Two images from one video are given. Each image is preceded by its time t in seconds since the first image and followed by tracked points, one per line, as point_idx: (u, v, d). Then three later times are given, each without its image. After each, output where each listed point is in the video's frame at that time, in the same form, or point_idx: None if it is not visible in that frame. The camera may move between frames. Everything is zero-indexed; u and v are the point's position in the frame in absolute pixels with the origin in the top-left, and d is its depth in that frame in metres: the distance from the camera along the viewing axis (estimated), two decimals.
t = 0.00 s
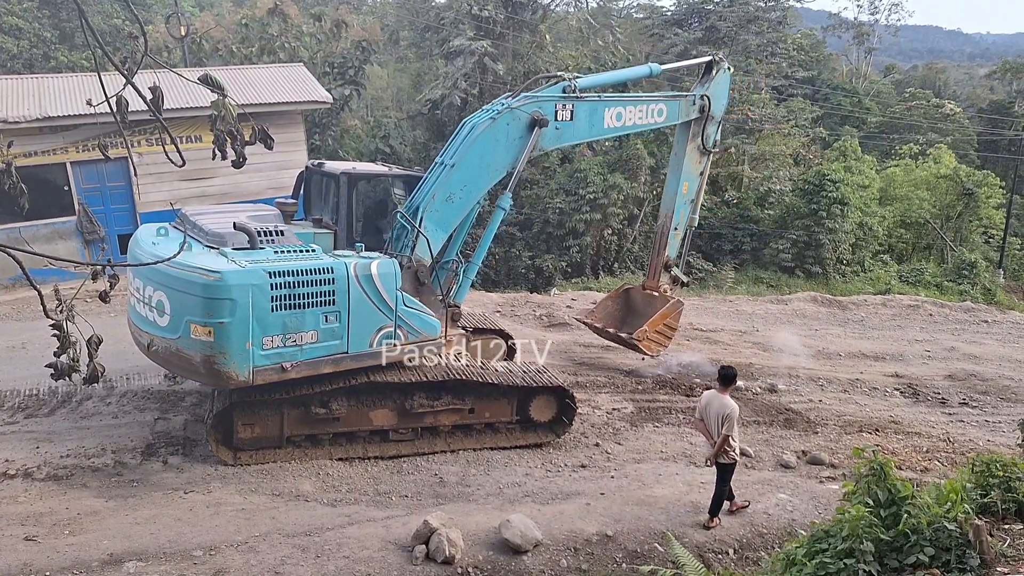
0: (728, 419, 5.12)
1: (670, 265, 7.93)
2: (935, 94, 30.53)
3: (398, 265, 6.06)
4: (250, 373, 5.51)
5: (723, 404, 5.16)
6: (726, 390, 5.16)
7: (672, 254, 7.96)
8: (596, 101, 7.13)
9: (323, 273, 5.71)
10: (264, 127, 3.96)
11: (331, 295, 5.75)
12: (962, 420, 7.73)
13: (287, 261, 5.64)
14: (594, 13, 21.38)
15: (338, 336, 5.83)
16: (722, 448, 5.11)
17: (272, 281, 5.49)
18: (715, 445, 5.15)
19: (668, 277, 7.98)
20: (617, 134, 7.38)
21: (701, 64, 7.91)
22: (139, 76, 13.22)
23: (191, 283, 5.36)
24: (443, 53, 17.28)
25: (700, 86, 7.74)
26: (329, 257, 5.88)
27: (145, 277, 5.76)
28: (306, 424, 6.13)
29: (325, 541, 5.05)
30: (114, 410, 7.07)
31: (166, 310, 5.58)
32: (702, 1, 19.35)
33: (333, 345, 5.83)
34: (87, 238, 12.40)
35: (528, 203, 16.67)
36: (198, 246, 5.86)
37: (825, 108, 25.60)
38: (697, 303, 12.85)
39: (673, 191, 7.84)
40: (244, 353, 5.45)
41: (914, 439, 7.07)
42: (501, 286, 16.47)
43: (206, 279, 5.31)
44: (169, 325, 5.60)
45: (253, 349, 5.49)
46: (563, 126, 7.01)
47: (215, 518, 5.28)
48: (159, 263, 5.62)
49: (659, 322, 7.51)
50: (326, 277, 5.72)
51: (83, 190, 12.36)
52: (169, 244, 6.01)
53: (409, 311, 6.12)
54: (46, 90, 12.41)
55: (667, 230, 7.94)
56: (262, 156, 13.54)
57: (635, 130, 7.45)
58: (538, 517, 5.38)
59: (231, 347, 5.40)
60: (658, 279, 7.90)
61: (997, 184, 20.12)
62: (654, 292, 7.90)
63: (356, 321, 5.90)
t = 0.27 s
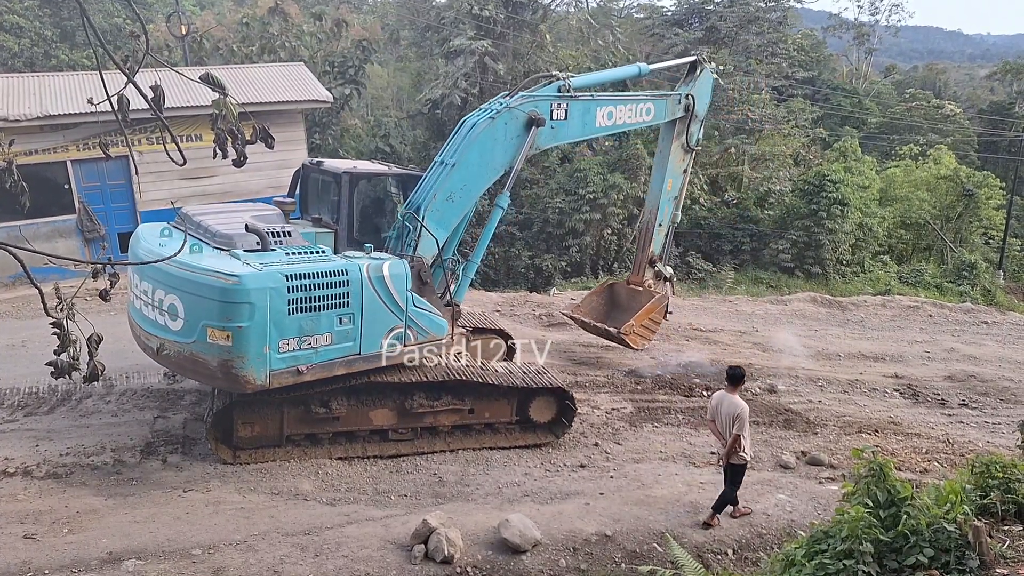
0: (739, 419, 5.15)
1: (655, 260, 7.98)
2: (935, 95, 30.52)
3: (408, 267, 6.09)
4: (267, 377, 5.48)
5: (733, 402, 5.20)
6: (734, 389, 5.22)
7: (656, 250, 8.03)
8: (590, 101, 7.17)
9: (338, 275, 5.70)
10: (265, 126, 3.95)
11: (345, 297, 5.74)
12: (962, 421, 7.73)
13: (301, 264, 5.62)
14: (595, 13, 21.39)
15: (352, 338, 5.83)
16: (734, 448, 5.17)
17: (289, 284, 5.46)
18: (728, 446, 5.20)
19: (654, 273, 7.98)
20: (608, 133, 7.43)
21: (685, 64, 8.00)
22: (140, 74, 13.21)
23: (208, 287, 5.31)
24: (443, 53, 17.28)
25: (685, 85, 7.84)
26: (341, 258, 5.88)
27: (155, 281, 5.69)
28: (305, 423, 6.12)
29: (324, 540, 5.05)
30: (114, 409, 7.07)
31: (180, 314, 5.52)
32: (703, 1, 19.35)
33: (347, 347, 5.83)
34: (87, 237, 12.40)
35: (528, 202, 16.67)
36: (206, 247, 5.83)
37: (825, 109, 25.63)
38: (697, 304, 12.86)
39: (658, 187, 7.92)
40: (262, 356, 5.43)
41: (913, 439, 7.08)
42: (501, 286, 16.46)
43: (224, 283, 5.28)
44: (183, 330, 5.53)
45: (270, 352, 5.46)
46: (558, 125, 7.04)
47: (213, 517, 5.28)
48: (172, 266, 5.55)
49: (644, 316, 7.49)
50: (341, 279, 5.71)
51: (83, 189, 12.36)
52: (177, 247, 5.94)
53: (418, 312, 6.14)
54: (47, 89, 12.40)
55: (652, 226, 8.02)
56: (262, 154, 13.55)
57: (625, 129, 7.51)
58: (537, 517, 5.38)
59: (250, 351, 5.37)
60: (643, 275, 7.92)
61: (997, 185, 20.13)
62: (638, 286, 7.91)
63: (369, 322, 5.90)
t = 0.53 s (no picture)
0: (749, 415, 5.12)
1: (640, 256, 8.24)
2: (936, 96, 30.49)
3: (414, 266, 6.13)
4: (279, 378, 5.45)
5: (742, 397, 5.18)
6: (746, 386, 5.20)
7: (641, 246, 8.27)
8: (580, 99, 7.27)
9: (346, 274, 5.71)
10: (265, 125, 3.95)
11: (354, 296, 5.75)
12: (961, 422, 7.73)
13: (309, 264, 5.62)
14: (596, 13, 21.39)
15: (360, 337, 5.84)
16: (744, 444, 5.18)
17: (299, 283, 5.46)
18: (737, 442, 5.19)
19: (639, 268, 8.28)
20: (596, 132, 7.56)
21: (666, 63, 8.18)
22: (141, 74, 13.20)
23: (219, 288, 5.27)
24: (443, 53, 17.27)
25: (668, 84, 8.02)
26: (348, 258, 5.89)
27: (160, 283, 5.60)
28: (305, 423, 6.12)
29: (323, 540, 5.05)
30: (113, 408, 7.07)
31: (189, 316, 5.45)
32: (703, 2, 19.33)
33: (355, 347, 5.83)
34: (87, 236, 12.40)
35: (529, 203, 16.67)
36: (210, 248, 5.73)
37: (826, 110, 25.63)
38: (697, 304, 12.86)
39: (643, 184, 8.09)
40: (274, 357, 5.39)
41: (913, 440, 7.07)
42: (501, 286, 16.46)
43: (235, 284, 5.24)
44: (192, 332, 5.46)
45: (282, 353, 5.43)
46: (550, 124, 7.11)
47: (213, 516, 5.27)
48: (179, 268, 5.48)
49: (632, 311, 7.94)
50: (349, 278, 5.72)
51: (83, 188, 12.35)
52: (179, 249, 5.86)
53: (424, 311, 6.19)
54: (48, 87, 12.39)
55: (637, 222, 8.20)
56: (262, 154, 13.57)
57: (613, 128, 7.64)
58: (536, 517, 5.38)
59: (262, 352, 5.34)
60: (628, 269, 8.21)
61: (997, 187, 20.13)
62: (625, 282, 8.21)
63: (376, 321, 5.91)
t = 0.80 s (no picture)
0: (761, 413, 5.15)
1: (635, 253, 8.23)
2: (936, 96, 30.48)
3: (418, 266, 6.14)
4: (287, 379, 5.45)
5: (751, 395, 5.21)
6: (754, 384, 5.22)
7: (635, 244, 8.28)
8: (575, 98, 7.29)
9: (352, 275, 5.71)
10: (264, 124, 3.95)
11: (360, 297, 5.76)
12: (961, 422, 7.73)
13: (315, 265, 5.61)
14: (596, 13, 21.38)
15: (365, 337, 5.86)
16: (755, 444, 5.19)
17: (306, 285, 5.45)
18: (747, 438, 5.19)
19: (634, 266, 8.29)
20: (591, 130, 7.59)
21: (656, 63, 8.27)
22: (142, 73, 13.20)
23: (227, 290, 5.24)
24: (443, 53, 17.26)
25: (660, 82, 8.07)
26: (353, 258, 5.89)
27: (164, 284, 5.55)
28: (305, 422, 6.12)
29: (323, 540, 5.05)
30: (113, 407, 7.07)
31: (195, 318, 5.42)
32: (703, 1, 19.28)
33: (360, 347, 5.85)
34: (87, 235, 12.39)
35: (529, 202, 16.66)
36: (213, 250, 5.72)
37: (826, 110, 25.62)
38: (697, 304, 12.86)
39: (637, 182, 8.12)
40: (281, 358, 5.39)
41: (913, 440, 7.07)
42: (500, 285, 16.46)
43: (243, 286, 5.22)
44: (198, 334, 5.43)
45: (289, 354, 5.43)
46: (547, 123, 7.13)
47: (212, 516, 5.28)
48: (185, 270, 5.44)
49: (627, 308, 7.87)
50: (355, 279, 5.72)
51: (83, 187, 12.35)
52: (182, 249, 5.81)
53: (427, 310, 6.22)
54: (48, 87, 12.39)
55: (631, 220, 8.21)
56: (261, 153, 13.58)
57: (607, 126, 7.67)
58: (536, 517, 5.38)
59: (270, 353, 5.33)
60: (624, 267, 8.21)
61: (997, 187, 20.14)
62: (619, 279, 8.23)
63: (381, 322, 5.93)
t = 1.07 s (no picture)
0: (776, 418, 5.18)
1: (629, 252, 8.22)
2: (935, 96, 30.50)
3: (422, 267, 6.13)
4: (293, 381, 5.44)
5: (764, 398, 5.25)
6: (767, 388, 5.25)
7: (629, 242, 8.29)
8: (573, 98, 7.28)
9: (358, 276, 5.70)
10: (264, 124, 3.94)
11: (365, 298, 5.75)
12: (961, 422, 7.73)
13: (321, 266, 5.60)
14: (596, 13, 21.37)
15: (370, 338, 5.85)
16: (770, 447, 5.22)
17: (313, 286, 5.44)
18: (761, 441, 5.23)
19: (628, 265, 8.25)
20: (588, 130, 7.58)
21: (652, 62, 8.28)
22: (140, 73, 13.18)
23: (234, 292, 5.23)
24: (443, 53, 17.26)
25: (655, 82, 8.09)
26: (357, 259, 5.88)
27: (170, 285, 5.53)
28: (305, 423, 6.10)
29: (322, 540, 5.05)
30: (112, 408, 7.06)
31: (201, 320, 5.40)
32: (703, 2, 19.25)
33: (366, 348, 5.84)
34: (86, 235, 12.38)
35: (528, 203, 16.65)
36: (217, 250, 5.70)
37: (826, 110, 25.62)
38: (697, 304, 12.86)
39: (632, 181, 8.13)
40: (288, 360, 5.38)
41: (912, 441, 7.07)
42: (500, 285, 16.45)
43: (250, 287, 5.21)
44: (204, 335, 5.42)
45: (296, 356, 5.42)
46: (545, 123, 7.12)
47: (211, 516, 5.26)
48: (191, 272, 5.41)
49: (622, 306, 7.81)
50: (360, 280, 5.71)
51: (82, 187, 12.33)
52: (187, 250, 5.80)
53: (431, 312, 6.21)
54: (47, 87, 12.37)
55: (625, 218, 8.22)
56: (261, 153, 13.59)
57: (603, 126, 7.68)
58: (535, 517, 5.37)
59: (277, 355, 5.32)
60: (618, 266, 8.19)
61: (996, 188, 20.16)
62: (614, 278, 8.19)
63: (386, 323, 5.93)
